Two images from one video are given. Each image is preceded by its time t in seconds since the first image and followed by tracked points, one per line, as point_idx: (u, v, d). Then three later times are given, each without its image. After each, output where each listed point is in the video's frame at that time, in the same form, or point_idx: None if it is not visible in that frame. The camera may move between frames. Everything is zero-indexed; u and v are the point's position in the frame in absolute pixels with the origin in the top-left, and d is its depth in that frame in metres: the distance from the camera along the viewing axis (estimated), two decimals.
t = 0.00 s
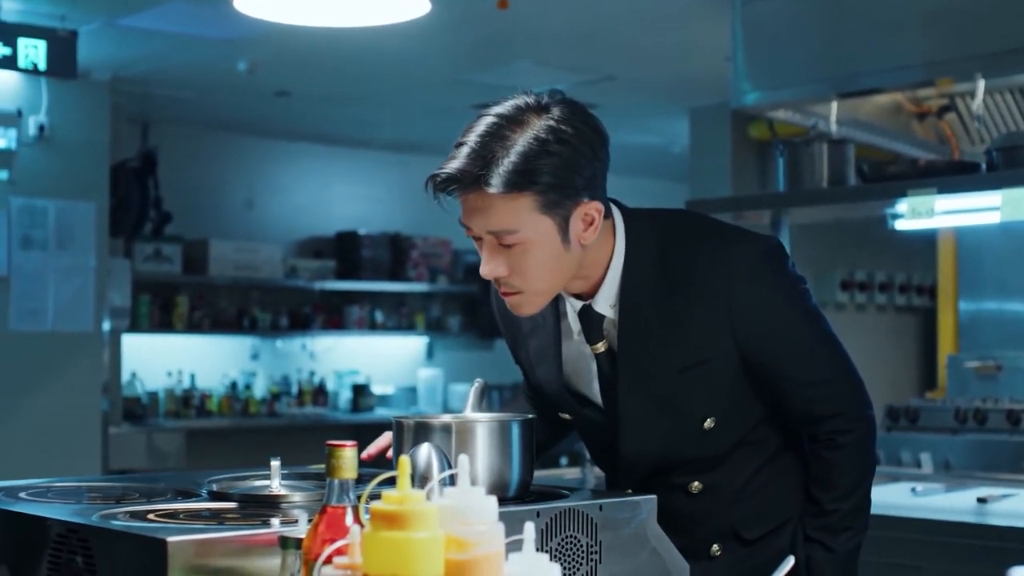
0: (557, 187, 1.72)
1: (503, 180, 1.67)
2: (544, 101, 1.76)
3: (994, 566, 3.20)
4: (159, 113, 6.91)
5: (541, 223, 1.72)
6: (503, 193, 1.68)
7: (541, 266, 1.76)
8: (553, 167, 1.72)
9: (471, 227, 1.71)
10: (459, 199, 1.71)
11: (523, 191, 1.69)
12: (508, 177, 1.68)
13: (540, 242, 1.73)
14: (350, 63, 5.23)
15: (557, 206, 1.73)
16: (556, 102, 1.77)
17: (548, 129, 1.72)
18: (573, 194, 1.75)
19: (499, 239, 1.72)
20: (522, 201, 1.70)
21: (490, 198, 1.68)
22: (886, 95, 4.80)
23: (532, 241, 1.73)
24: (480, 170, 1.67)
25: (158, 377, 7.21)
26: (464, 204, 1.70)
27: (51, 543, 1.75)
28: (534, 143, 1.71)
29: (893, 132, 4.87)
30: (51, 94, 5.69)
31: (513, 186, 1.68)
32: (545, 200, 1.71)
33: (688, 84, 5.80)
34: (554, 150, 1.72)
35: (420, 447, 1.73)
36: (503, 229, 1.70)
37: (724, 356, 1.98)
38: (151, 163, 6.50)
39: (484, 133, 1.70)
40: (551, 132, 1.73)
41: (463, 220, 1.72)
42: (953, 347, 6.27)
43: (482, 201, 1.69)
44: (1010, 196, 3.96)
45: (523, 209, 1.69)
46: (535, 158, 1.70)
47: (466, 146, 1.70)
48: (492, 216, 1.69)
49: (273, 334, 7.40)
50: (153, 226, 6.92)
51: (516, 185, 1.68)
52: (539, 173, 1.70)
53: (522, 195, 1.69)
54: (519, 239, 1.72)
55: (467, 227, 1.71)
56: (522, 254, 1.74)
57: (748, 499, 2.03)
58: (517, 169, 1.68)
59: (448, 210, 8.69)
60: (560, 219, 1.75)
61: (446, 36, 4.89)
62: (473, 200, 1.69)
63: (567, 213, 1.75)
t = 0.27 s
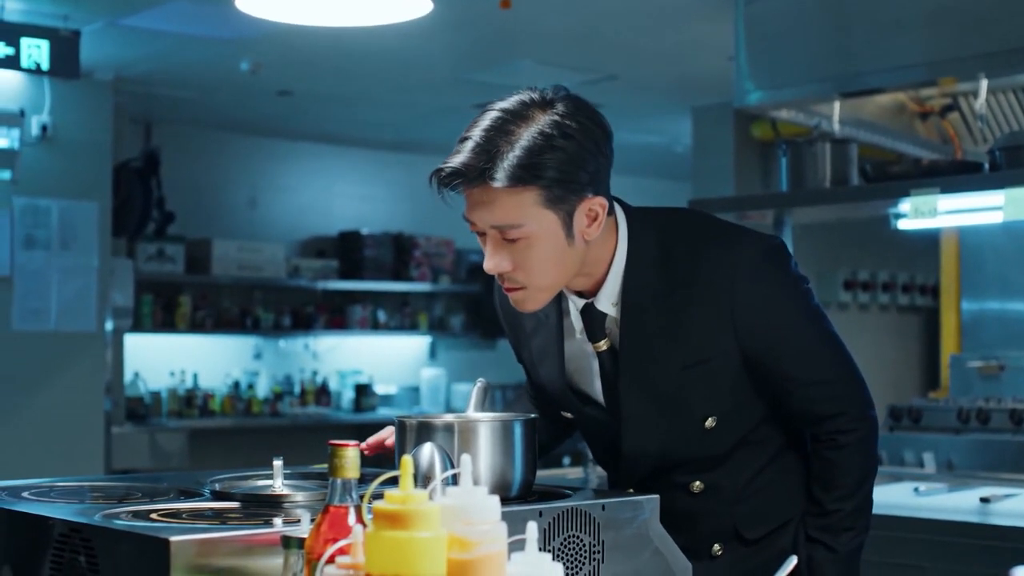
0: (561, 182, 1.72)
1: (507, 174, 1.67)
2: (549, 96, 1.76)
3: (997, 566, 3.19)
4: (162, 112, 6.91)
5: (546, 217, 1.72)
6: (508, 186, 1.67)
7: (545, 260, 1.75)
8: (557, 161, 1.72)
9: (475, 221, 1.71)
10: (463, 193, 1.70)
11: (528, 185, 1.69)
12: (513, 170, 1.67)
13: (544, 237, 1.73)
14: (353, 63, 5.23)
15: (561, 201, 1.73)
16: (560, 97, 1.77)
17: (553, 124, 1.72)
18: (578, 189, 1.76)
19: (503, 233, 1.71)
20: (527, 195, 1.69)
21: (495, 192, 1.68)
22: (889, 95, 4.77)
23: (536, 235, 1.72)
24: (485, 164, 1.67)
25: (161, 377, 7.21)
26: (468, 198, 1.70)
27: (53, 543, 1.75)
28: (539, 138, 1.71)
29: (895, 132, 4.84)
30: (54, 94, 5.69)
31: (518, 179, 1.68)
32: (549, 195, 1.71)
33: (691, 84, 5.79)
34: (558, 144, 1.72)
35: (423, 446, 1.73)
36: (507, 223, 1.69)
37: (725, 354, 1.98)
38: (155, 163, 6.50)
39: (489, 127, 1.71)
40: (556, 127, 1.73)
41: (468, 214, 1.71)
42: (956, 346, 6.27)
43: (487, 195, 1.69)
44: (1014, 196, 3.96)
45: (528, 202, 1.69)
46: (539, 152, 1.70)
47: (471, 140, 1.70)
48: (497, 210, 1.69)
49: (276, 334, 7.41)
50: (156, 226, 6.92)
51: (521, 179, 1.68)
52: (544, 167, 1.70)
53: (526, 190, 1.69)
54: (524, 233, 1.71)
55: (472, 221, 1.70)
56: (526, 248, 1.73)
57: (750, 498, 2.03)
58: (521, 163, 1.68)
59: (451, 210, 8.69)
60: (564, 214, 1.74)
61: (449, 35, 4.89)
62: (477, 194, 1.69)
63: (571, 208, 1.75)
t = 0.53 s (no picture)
0: (575, 161, 1.72)
1: (525, 153, 1.66)
2: (556, 79, 1.76)
3: (999, 567, 3.19)
4: (164, 113, 6.91)
5: (563, 198, 1.71)
6: (526, 165, 1.66)
7: (562, 243, 1.73)
8: (571, 141, 1.71)
9: (492, 206, 1.68)
10: (478, 178, 1.68)
11: (545, 163, 1.68)
12: (530, 149, 1.67)
13: (561, 217, 1.71)
14: (355, 63, 5.23)
15: (576, 181, 1.73)
16: (568, 82, 1.77)
17: (565, 105, 1.72)
18: (592, 169, 1.75)
19: (521, 217, 1.69)
20: (544, 174, 1.68)
21: (512, 172, 1.66)
22: (891, 96, 4.73)
23: (554, 216, 1.70)
24: (501, 144, 1.66)
25: (162, 377, 7.21)
26: (484, 182, 1.68)
27: (55, 543, 1.75)
28: (553, 118, 1.70)
29: (897, 132, 4.84)
30: (55, 95, 5.69)
31: (535, 158, 1.67)
32: (565, 175, 1.71)
33: (692, 84, 5.80)
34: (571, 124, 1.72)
35: (425, 446, 1.73)
36: (526, 204, 1.67)
37: (728, 351, 1.97)
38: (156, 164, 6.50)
39: (502, 110, 1.70)
40: (568, 108, 1.73)
41: (483, 199, 1.69)
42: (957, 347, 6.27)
43: (504, 176, 1.67)
44: (1016, 196, 3.96)
45: (545, 182, 1.68)
46: (553, 132, 1.70)
47: (484, 123, 1.69)
48: (515, 191, 1.67)
49: (278, 334, 7.41)
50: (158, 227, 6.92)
51: (538, 157, 1.67)
52: (559, 146, 1.69)
53: (542, 168, 1.68)
54: (541, 214, 1.69)
55: (488, 206, 1.68)
56: (543, 231, 1.71)
57: (753, 497, 2.02)
58: (537, 142, 1.68)
59: (452, 210, 8.69)
60: (580, 195, 1.73)
61: (451, 36, 4.89)
62: (495, 176, 1.67)
63: (586, 189, 1.74)
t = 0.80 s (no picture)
0: (588, 141, 1.74)
1: (542, 134, 1.69)
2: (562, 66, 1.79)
3: (1000, 573, 3.18)
4: (164, 116, 6.91)
5: (579, 178, 1.73)
6: (543, 146, 1.68)
7: (580, 226, 1.75)
8: (583, 122, 1.74)
9: (509, 190, 1.69)
10: (494, 164, 1.70)
11: (560, 143, 1.70)
12: (546, 129, 1.69)
13: (578, 197, 1.73)
14: (354, 66, 5.23)
15: (591, 163, 1.75)
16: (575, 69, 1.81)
17: (576, 88, 1.75)
18: (605, 151, 1.78)
19: (539, 199, 1.70)
20: (560, 153, 1.70)
21: (529, 154, 1.69)
22: (892, 99, 4.73)
23: (571, 198, 1.72)
24: (517, 127, 1.68)
25: (163, 380, 7.21)
26: (501, 167, 1.70)
27: (55, 548, 1.75)
28: (563, 100, 1.73)
29: (897, 136, 4.84)
30: (55, 98, 5.69)
31: (552, 139, 1.69)
32: (579, 156, 1.73)
33: (692, 87, 5.80)
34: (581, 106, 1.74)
35: (425, 450, 1.73)
36: (545, 185, 1.69)
37: (729, 349, 1.97)
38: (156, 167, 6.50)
39: (513, 95, 1.72)
40: (579, 91, 1.76)
41: (500, 183, 1.70)
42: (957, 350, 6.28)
43: (521, 158, 1.69)
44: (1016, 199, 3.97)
45: (563, 162, 1.70)
46: (567, 114, 1.72)
47: (497, 109, 1.71)
48: (533, 173, 1.69)
49: (278, 337, 7.41)
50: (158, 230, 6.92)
51: (554, 137, 1.69)
52: (573, 127, 1.72)
53: (558, 148, 1.70)
54: (560, 196, 1.71)
55: (505, 190, 1.70)
56: (562, 213, 1.73)
57: (753, 499, 2.02)
58: (552, 122, 1.70)
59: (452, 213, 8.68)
60: (595, 177, 1.76)
61: (452, 39, 4.89)
62: (512, 159, 1.69)
63: (601, 171, 1.77)
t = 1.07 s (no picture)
0: (594, 136, 1.76)
1: (551, 127, 1.70)
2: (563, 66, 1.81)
3: None
4: (164, 121, 6.92)
5: (588, 172, 1.74)
6: (552, 139, 1.69)
7: (589, 220, 1.75)
8: (588, 117, 1.75)
9: (517, 185, 1.69)
10: (502, 159, 1.70)
11: (568, 137, 1.71)
12: (554, 122, 1.70)
13: (586, 192, 1.73)
14: (353, 72, 5.23)
15: (598, 157, 1.76)
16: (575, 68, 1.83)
17: (580, 84, 1.77)
18: (611, 145, 1.79)
19: (548, 194, 1.70)
20: (568, 147, 1.71)
21: (538, 149, 1.70)
22: (892, 104, 4.73)
23: (581, 192, 1.73)
24: (524, 122, 1.70)
25: (163, 386, 7.21)
26: (509, 163, 1.70)
27: (55, 554, 1.75)
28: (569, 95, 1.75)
29: (897, 141, 4.85)
30: (56, 103, 5.69)
31: (561, 132, 1.70)
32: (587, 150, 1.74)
33: (693, 93, 5.80)
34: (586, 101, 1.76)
35: (425, 456, 1.73)
36: (555, 178, 1.69)
37: (729, 350, 1.98)
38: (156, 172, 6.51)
39: (518, 92, 1.74)
40: (583, 87, 1.78)
41: (508, 180, 1.70)
42: (958, 355, 6.28)
43: (530, 152, 1.70)
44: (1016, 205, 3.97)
45: (572, 155, 1.71)
46: (573, 109, 1.74)
47: (503, 106, 1.72)
48: (543, 167, 1.69)
49: (278, 342, 7.42)
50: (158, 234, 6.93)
51: (561, 131, 1.70)
52: (579, 122, 1.73)
53: (566, 142, 1.71)
54: (569, 190, 1.71)
55: (515, 186, 1.70)
56: (571, 208, 1.73)
57: (752, 503, 2.02)
58: (559, 117, 1.71)
59: (452, 218, 8.68)
60: (602, 171, 1.77)
61: (452, 44, 4.89)
62: (520, 154, 1.70)
63: (607, 165, 1.78)
